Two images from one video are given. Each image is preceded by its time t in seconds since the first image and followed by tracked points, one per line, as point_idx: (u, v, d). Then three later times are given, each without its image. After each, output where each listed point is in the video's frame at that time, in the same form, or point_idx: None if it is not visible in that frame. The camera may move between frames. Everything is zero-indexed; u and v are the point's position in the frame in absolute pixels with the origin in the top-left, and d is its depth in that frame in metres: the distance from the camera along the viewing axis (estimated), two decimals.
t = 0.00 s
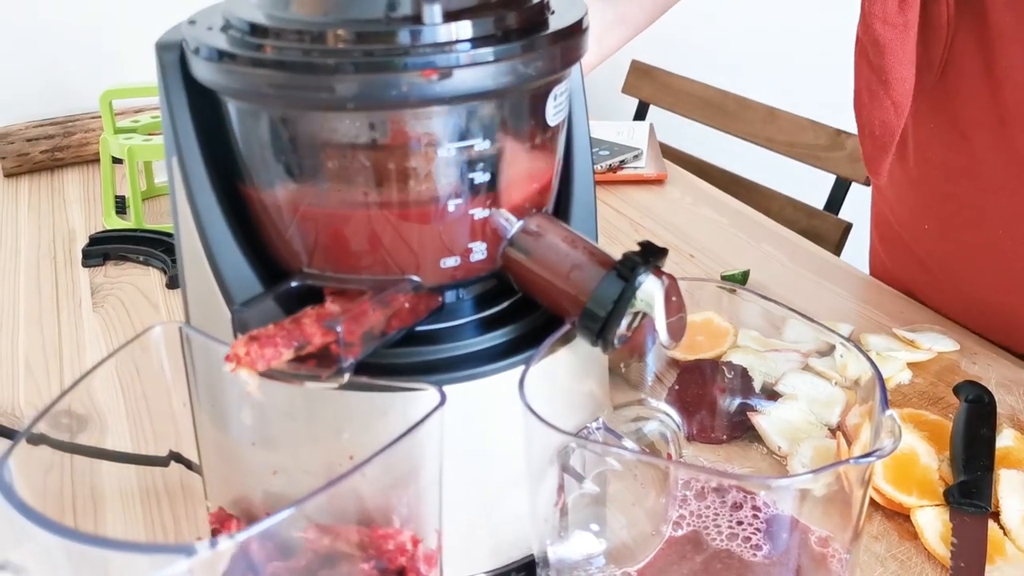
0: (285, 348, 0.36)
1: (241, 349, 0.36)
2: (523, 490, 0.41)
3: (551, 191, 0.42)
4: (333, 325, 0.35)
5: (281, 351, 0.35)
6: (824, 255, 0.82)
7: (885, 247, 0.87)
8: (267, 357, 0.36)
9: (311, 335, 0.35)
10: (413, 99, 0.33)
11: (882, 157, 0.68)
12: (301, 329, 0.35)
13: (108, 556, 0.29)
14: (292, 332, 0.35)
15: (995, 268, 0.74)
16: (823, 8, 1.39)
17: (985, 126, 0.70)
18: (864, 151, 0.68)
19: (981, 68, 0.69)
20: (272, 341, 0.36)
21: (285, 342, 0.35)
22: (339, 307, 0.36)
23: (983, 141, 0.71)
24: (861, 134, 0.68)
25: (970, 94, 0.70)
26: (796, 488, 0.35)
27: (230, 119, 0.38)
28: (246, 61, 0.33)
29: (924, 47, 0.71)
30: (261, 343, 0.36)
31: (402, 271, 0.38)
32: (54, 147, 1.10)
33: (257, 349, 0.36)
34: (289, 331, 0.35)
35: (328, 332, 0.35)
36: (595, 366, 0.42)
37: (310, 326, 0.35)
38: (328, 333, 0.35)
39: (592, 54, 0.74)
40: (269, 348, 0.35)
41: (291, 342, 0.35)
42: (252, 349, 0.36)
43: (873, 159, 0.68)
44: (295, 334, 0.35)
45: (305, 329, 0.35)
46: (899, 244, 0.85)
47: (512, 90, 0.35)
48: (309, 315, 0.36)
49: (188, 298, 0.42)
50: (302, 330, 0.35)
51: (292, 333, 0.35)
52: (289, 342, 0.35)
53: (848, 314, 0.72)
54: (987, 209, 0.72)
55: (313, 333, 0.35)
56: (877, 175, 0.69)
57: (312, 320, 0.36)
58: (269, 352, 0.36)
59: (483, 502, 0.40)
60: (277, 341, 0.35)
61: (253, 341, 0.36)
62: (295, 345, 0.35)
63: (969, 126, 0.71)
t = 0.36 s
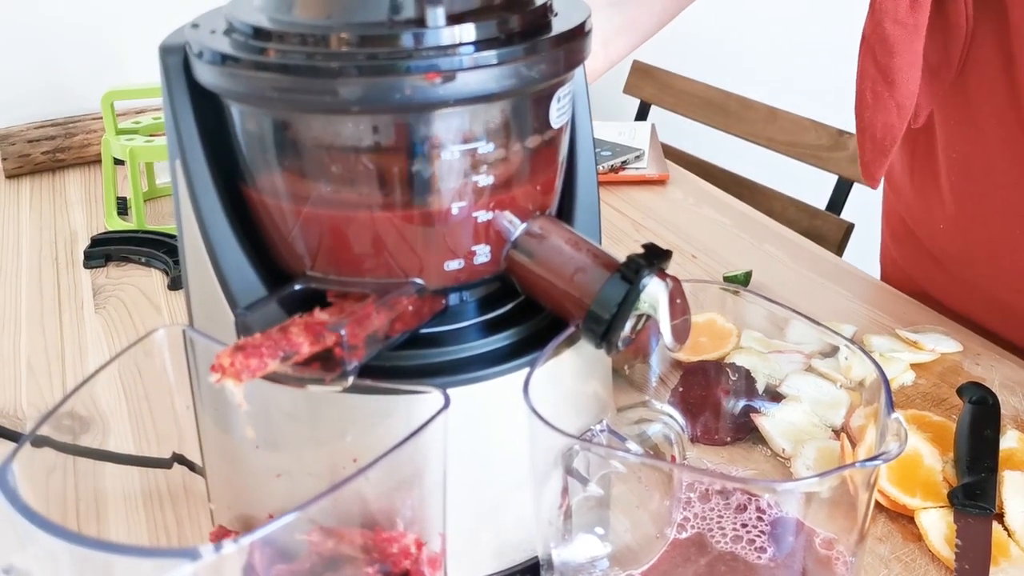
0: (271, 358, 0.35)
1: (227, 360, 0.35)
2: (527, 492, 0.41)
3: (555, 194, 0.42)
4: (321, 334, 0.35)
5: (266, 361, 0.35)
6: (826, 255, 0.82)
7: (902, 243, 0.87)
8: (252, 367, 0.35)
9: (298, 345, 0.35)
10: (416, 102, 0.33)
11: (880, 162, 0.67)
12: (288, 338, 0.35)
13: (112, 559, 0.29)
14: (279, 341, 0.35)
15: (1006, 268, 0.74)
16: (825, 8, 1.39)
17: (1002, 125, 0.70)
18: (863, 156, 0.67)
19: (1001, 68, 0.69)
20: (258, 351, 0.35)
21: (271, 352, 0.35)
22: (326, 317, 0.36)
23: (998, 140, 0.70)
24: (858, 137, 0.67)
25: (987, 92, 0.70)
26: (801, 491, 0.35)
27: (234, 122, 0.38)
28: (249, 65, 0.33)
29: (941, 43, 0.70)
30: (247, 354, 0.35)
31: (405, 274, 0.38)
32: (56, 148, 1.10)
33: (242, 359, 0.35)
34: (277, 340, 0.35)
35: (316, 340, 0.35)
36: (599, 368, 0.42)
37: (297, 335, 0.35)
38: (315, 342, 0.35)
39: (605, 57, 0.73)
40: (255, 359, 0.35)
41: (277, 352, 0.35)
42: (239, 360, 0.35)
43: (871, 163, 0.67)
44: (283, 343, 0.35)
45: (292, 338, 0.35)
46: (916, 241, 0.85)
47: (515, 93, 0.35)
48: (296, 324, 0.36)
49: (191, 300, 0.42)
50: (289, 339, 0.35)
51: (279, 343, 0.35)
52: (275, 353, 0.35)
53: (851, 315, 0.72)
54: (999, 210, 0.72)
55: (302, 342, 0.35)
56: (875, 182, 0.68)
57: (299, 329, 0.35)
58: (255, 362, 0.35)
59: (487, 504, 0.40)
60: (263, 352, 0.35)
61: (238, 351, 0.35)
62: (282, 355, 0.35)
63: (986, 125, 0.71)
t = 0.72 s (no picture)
0: (263, 360, 0.35)
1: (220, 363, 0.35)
2: (533, 488, 0.41)
3: (560, 189, 0.42)
4: (314, 335, 0.35)
5: (259, 363, 0.35)
6: (830, 253, 0.82)
7: (908, 240, 0.87)
8: (244, 369, 0.35)
9: (291, 345, 0.35)
10: (422, 96, 0.33)
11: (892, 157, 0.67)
12: (280, 339, 0.35)
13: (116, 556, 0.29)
14: (271, 342, 0.35)
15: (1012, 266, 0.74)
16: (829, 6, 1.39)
17: (1009, 123, 0.70)
18: (874, 152, 0.67)
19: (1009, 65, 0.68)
20: (250, 353, 0.35)
21: (263, 354, 0.35)
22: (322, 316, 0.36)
23: (1006, 138, 0.70)
24: (870, 133, 0.67)
25: (996, 88, 0.70)
26: (809, 488, 0.35)
27: (238, 116, 0.38)
28: (254, 58, 0.33)
29: (952, 38, 0.70)
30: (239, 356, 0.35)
31: (410, 269, 0.38)
32: (58, 146, 1.10)
33: (235, 361, 0.35)
34: (269, 342, 0.35)
35: (309, 341, 0.35)
36: (605, 364, 0.42)
37: (290, 335, 0.35)
38: (308, 344, 0.35)
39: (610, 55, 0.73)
40: (247, 361, 0.35)
41: (270, 353, 0.35)
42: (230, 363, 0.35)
43: (883, 159, 0.67)
44: (275, 345, 0.35)
45: (285, 339, 0.35)
46: (923, 238, 0.85)
47: (521, 87, 0.35)
48: (290, 324, 0.35)
49: (195, 297, 0.42)
50: (282, 340, 0.35)
51: (271, 344, 0.35)
52: (268, 354, 0.35)
53: (855, 312, 0.71)
54: (1005, 209, 0.72)
55: (294, 343, 0.35)
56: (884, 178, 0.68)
57: (292, 329, 0.35)
58: (247, 365, 0.35)
59: (492, 501, 0.40)
60: (255, 353, 0.35)
61: (230, 353, 0.35)
62: (273, 357, 0.35)
63: (994, 123, 0.71)
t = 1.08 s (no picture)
0: (255, 370, 0.35)
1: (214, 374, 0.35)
2: (537, 491, 0.40)
3: (564, 190, 0.42)
4: (308, 342, 0.35)
5: (251, 374, 0.35)
6: (833, 253, 0.82)
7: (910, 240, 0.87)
8: (236, 382, 0.35)
9: (284, 355, 0.34)
10: (426, 98, 0.32)
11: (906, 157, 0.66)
12: (272, 348, 0.35)
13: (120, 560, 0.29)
14: (263, 353, 0.35)
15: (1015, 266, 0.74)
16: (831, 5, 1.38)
17: (1014, 123, 0.69)
18: (888, 151, 0.66)
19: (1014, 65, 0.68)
20: (242, 365, 0.35)
21: (255, 364, 0.35)
22: (317, 322, 0.35)
23: (1010, 138, 0.70)
24: (882, 133, 0.66)
25: (1001, 88, 0.70)
26: (813, 490, 0.35)
27: (240, 117, 0.38)
28: (258, 60, 0.33)
29: (957, 38, 0.70)
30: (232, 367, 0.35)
31: (414, 271, 0.38)
32: (59, 147, 1.10)
33: (227, 374, 0.35)
34: (261, 351, 0.35)
35: (302, 349, 0.35)
36: (609, 366, 0.42)
37: (283, 344, 0.35)
38: (302, 351, 0.35)
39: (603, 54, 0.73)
40: (239, 373, 0.35)
41: (263, 363, 0.35)
42: (224, 375, 0.35)
43: (896, 159, 0.66)
44: (267, 355, 0.35)
45: (278, 348, 0.34)
46: (925, 238, 0.85)
47: (525, 89, 0.34)
48: (283, 331, 0.35)
49: (198, 298, 0.41)
50: (274, 349, 0.35)
51: (263, 355, 0.35)
52: (260, 363, 0.35)
53: (858, 313, 0.71)
54: (1009, 209, 0.72)
55: (287, 352, 0.34)
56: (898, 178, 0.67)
57: (285, 337, 0.35)
58: (239, 376, 0.35)
59: (496, 503, 0.40)
60: (246, 365, 0.35)
61: (222, 365, 0.35)
62: (265, 368, 0.35)
63: (998, 123, 0.71)
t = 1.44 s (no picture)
0: (248, 390, 0.35)
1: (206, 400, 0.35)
2: (536, 495, 0.40)
3: (563, 193, 0.41)
4: (297, 353, 0.34)
5: (243, 396, 0.35)
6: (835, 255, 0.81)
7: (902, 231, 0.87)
8: (230, 405, 0.35)
9: (275, 369, 0.34)
10: (424, 102, 0.32)
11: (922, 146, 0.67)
12: (263, 365, 0.34)
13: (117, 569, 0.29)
14: (254, 371, 0.35)
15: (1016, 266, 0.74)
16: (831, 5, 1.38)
17: None
18: (906, 138, 0.67)
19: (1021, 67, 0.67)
20: (233, 388, 0.35)
21: (247, 384, 0.35)
22: (307, 329, 0.35)
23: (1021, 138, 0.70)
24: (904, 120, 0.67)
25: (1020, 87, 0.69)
26: (815, 496, 0.34)
27: (237, 121, 0.37)
28: (255, 64, 0.33)
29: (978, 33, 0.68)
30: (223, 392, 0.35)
31: (412, 275, 0.38)
32: (58, 148, 1.09)
33: (219, 399, 0.35)
34: (251, 371, 0.35)
35: (292, 361, 0.34)
36: (608, 370, 0.42)
37: (272, 359, 0.34)
38: (292, 363, 0.34)
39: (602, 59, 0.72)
40: (232, 397, 0.35)
41: (255, 380, 0.35)
42: (217, 400, 0.35)
43: (914, 147, 0.67)
44: (258, 372, 0.35)
45: (268, 364, 0.34)
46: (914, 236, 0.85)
47: (524, 92, 0.34)
48: (269, 343, 0.35)
49: (195, 303, 0.41)
50: (264, 365, 0.34)
51: (254, 374, 0.35)
52: (252, 382, 0.35)
53: (858, 314, 0.71)
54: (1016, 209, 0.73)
55: (278, 366, 0.34)
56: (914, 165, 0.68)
57: (273, 350, 0.34)
58: (232, 399, 0.35)
59: (495, 508, 0.39)
60: (238, 388, 0.35)
61: (212, 392, 0.35)
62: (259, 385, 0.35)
63: (1013, 122, 0.70)
